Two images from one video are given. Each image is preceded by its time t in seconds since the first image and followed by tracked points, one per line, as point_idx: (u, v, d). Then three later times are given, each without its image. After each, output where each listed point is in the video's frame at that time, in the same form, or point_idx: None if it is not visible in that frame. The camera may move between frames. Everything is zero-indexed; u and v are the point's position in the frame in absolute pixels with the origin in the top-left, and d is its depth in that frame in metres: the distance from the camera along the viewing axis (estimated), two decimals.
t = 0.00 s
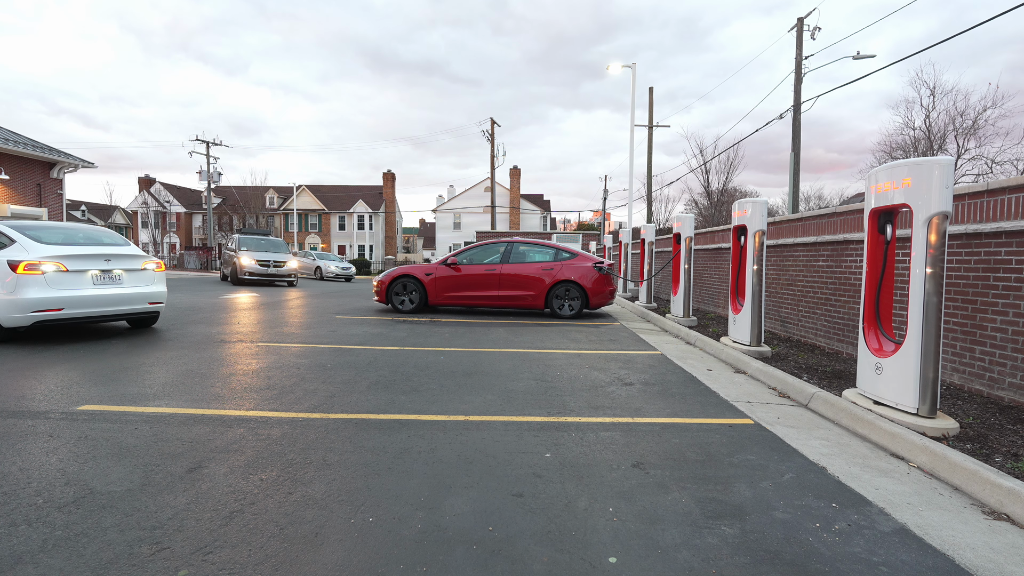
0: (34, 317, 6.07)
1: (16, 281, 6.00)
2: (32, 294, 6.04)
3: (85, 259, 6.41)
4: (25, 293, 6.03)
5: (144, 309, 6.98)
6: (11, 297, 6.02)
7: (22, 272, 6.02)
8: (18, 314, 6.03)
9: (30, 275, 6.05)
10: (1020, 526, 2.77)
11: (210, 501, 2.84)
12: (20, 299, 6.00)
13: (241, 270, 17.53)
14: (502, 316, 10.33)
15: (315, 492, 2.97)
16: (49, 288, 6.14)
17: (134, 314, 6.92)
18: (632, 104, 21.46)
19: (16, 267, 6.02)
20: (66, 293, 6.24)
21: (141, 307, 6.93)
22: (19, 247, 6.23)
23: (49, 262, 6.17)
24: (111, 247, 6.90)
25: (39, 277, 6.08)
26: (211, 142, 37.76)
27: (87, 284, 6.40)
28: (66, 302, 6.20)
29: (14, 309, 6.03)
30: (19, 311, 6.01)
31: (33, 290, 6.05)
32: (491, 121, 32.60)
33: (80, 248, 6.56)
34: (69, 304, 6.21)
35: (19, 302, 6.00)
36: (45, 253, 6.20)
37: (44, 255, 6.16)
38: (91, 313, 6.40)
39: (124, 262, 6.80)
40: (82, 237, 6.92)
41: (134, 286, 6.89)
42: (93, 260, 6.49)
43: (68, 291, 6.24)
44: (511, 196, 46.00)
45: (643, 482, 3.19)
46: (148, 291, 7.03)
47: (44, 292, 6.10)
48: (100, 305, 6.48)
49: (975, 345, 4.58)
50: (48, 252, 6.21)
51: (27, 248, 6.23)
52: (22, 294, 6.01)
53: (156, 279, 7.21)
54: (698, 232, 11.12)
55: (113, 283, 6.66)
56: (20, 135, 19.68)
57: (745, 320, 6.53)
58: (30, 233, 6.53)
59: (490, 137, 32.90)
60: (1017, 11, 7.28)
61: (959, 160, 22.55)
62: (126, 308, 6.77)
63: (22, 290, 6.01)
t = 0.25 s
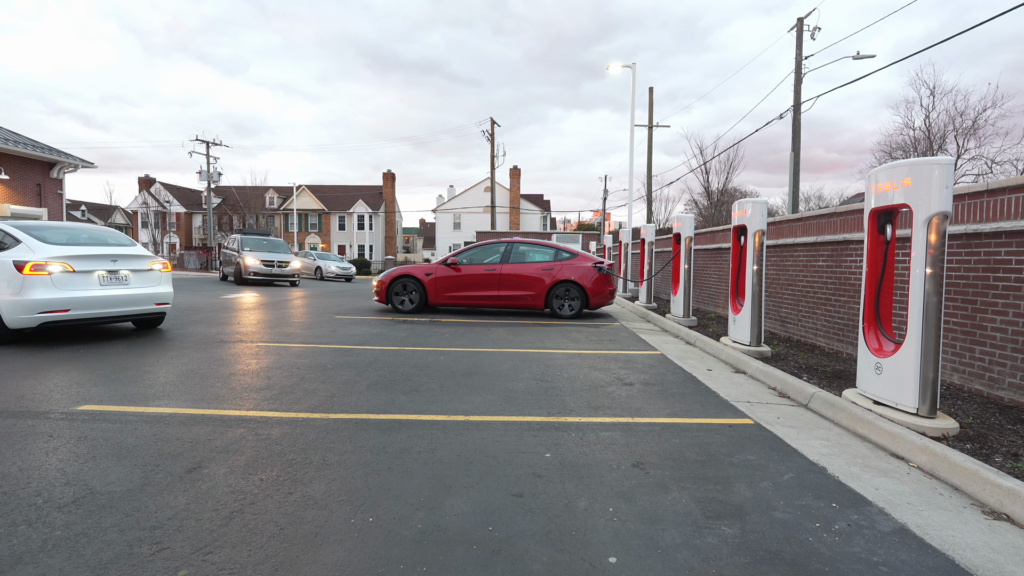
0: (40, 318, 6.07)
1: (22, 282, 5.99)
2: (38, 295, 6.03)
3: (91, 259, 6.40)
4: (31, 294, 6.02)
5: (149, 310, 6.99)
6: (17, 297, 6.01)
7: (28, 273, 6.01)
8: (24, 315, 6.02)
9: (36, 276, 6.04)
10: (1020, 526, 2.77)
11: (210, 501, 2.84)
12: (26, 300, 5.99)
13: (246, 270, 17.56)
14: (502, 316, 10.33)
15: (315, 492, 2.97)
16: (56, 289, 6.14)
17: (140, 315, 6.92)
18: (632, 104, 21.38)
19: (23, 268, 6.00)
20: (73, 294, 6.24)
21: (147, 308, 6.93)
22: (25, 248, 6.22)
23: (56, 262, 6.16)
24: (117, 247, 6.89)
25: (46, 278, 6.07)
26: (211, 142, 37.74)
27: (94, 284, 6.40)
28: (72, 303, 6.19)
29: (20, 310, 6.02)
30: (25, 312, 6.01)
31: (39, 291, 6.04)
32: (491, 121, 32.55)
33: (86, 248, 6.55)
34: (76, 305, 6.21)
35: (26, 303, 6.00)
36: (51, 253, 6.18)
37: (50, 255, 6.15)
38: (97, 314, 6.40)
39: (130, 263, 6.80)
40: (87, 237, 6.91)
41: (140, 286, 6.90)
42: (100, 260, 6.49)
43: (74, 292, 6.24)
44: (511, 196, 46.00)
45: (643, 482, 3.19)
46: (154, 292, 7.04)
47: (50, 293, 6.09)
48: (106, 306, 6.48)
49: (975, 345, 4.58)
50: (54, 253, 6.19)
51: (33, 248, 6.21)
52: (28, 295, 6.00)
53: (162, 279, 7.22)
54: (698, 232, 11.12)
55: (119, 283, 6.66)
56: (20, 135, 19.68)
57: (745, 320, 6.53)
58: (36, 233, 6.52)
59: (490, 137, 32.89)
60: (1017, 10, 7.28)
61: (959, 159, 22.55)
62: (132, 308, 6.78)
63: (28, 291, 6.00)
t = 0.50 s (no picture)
0: (49, 319, 6.06)
1: (31, 283, 5.98)
2: (46, 296, 6.01)
3: (100, 260, 6.40)
4: (40, 295, 6.01)
5: (157, 311, 6.98)
6: (25, 299, 5.99)
7: (37, 273, 6.00)
8: (32, 317, 6.01)
9: (45, 276, 6.04)
10: (1020, 526, 2.77)
11: (210, 501, 2.84)
12: (34, 301, 5.98)
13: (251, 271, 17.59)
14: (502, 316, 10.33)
15: (315, 492, 2.97)
16: (64, 290, 6.13)
17: (148, 315, 6.91)
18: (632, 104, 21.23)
19: (32, 269, 6.00)
20: (81, 295, 6.23)
21: (156, 309, 6.92)
22: (32, 248, 6.21)
23: (64, 262, 6.15)
24: (125, 248, 6.89)
25: (54, 279, 6.07)
26: (211, 142, 37.74)
27: (102, 285, 6.39)
28: (80, 304, 6.18)
29: (29, 311, 6.01)
30: (34, 313, 6.00)
31: (48, 292, 6.03)
32: (491, 121, 32.83)
33: (94, 249, 6.55)
34: (84, 306, 6.19)
35: (34, 304, 5.98)
36: (59, 253, 6.17)
37: (59, 256, 6.15)
38: (105, 315, 6.39)
39: (138, 263, 6.80)
40: (95, 237, 6.91)
41: (148, 287, 6.90)
42: (109, 260, 6.49)
43: (83, 293, 6.23)
44: (511, 196, 46.00)
45: (643, 482, 3.19)
46: (162, 293, 7.04)
47: (59, 294, 6.08)
48: (114, 307, 6.47)
49: (975, 345, 4.58)
50: (62, 253, 6.19)
51: (41, 248, 6.21)
52: (37, 296, 5.99)
53: (170, 280, 7.22)
54: (698, 232, 11.12)
55: (127, 284, 6.66)
56: (20, 135, 19.69)
57: (745, 319, 6.53)
58: (44, 234, 6.51)
59: (490, 137, 32.89)
60: (1017, 11, 7.28)
61: (959, 159, 22.54)
62: (140, 309, 6.77)
63: (36, 292, 5.99)
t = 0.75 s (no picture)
0: (58, 320, 6.02)
1: (41, 284, 5.94)
2: (56, 298, 5.98)
3: (110, 260, 6.37)
4: (50, 296, 5.98)
5: (167, 312, 6.95)
6: (35, 300, 5.96)
7: (47, 274, 5.97)
8: (42, 318, 5.97)
9: (55, 277, 6.00)
10: (1020, 526, 2.77)
11: (210, 501, 2.84)
12: (45, 302, 5.94)
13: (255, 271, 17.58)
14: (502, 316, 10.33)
15: (315, 492, 2.97)
16: (74, 291, 6.10)
17: (157, 316, 6.89)
18: (632, 104, 21.12)
19: (42, 270, 5.96)
20: (91, 296, 6.20)
21: (165, 310, 6.90)
22: (42, 248, 6.17)
23: (75, 263, 6.13)
24: (134, 248, 6.87)
25: (64, 280, 6.03)
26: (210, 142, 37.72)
27: (112, 286, 6.36)
28: (90, 306, 6.15)
29: (39, 313, 5.97)
30: (44, 314, 5.96)
31: (58, 293, 6.00)
32: (491, 121, 32.48)
33: (104, 249, 6.52)
34: (94, 308, 6.16)
35: (44, 306, 5.95)
36: (69, 254, 6.14)
37: (69, 257, 6.11)
38: (115, 316, 6.36)
39: (148, 264, 6.78)
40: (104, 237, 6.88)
41: (157, 288, 6.88)
42: (119, 261, 6.46)
43: (92, 294, 6.20)
44: (511, 197, 46.00)
45: (643, 482, 3.19)
46: (171, 294, 7.02)
47: (69, 295, 6.05)
48: (123, 308, 6.44)
49: (975, 345, 4.58)
50: (72, 254, 6.15)
51: (50, 249, 6.17)
52: (47, 298, 5.95)
53: (179, 280, 7.20)
54: (698, 232, 11.12)
55: (137, 285, 6.64)
56: (20, 135, 19.69)
57: (745, 319, 6.53)
58: (53, 234, 6.48)
59: (490, 137, 32.88)
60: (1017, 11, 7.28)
61: (959, 159, 22.53)
62: (150, 310, 6.75)
63: (46, 294, 5.95)
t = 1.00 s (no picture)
0: (71, 322, 5.91)
1: (53, 285, 5.84)
2: (68, 299, 5.87)
3: (123, 260, 6.27)
4: (62, 297, 5.88)
5: (178, 312, 6.85)
6: (47, 301, 5.85)
7: (59, 275, 5.86)
8: (55, 319, 5.86)
9: (67, 278, 5.90)
10: (1020, 526, 2.77)
11: (210, 501, 2.84)
12: (57, 303, 5.84)
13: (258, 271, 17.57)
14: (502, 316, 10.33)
15: (315, 492, 2.97)
16: (87, 292, 5.99)
17: (169, 317, 6.79)
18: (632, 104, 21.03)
19: (54, 270, 5.85)
20: (104, 297, 6.09)
21: (177, 311, 6.80)
22: (53, 249, 6.07)
23: (87, 263, 6.02)
24: (145, 248, 6.77)
25: (76, 281, 5.93)
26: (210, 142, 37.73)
27: (124, 287, 6.26)
28: (103, 307, 6.04)
29: (51, 314, 5.86)
30: (56, 316, 5.85)
31: (70, 294, 5.89)
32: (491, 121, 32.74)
33: (115, 249, 6.42)
34: (107, 309, 6.06)
35: (56, 307, 5.84)
36: (80, 254, 6.04)
37: (81, 257, 6.01)
38: (127, 317, 6.26)
39: (159, 264, 6.69)
40: (114, 238, 6.78)
41: (169, 288, 6.78)
42: (131, 262, 6.36)
43: (105, 294, 6.09)
44: (511, 197, 46.00)
45: (643, 482, 3.19)
46: (183, 295, 6.93)
47: (81, 296, 5.94)
48: (136, 309, 6.34)
49: (975, 345, 4.58)
50: (84, 254, 6.05)
51: (61, 249, 6.07)
52: (59, 299, 5.85)
53: (189, 281, 7.11)
54: (698, 232, 11.12)
55: (149, 285, 6.54)
56: (20, 135, 19.69)
57: (745, 319, 6.53)
58: (63, 235, 6.38)
59: (490, 137, 32.87)
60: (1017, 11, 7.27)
61: (959, 159, 22.53)
62: (162, 311, 6.64)
63: (59, 294, 5.85)
